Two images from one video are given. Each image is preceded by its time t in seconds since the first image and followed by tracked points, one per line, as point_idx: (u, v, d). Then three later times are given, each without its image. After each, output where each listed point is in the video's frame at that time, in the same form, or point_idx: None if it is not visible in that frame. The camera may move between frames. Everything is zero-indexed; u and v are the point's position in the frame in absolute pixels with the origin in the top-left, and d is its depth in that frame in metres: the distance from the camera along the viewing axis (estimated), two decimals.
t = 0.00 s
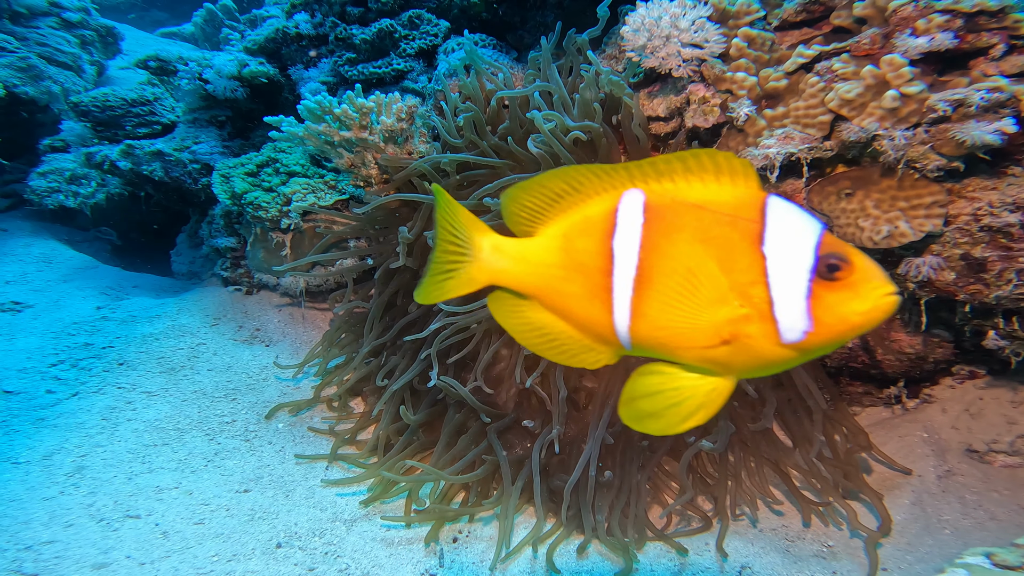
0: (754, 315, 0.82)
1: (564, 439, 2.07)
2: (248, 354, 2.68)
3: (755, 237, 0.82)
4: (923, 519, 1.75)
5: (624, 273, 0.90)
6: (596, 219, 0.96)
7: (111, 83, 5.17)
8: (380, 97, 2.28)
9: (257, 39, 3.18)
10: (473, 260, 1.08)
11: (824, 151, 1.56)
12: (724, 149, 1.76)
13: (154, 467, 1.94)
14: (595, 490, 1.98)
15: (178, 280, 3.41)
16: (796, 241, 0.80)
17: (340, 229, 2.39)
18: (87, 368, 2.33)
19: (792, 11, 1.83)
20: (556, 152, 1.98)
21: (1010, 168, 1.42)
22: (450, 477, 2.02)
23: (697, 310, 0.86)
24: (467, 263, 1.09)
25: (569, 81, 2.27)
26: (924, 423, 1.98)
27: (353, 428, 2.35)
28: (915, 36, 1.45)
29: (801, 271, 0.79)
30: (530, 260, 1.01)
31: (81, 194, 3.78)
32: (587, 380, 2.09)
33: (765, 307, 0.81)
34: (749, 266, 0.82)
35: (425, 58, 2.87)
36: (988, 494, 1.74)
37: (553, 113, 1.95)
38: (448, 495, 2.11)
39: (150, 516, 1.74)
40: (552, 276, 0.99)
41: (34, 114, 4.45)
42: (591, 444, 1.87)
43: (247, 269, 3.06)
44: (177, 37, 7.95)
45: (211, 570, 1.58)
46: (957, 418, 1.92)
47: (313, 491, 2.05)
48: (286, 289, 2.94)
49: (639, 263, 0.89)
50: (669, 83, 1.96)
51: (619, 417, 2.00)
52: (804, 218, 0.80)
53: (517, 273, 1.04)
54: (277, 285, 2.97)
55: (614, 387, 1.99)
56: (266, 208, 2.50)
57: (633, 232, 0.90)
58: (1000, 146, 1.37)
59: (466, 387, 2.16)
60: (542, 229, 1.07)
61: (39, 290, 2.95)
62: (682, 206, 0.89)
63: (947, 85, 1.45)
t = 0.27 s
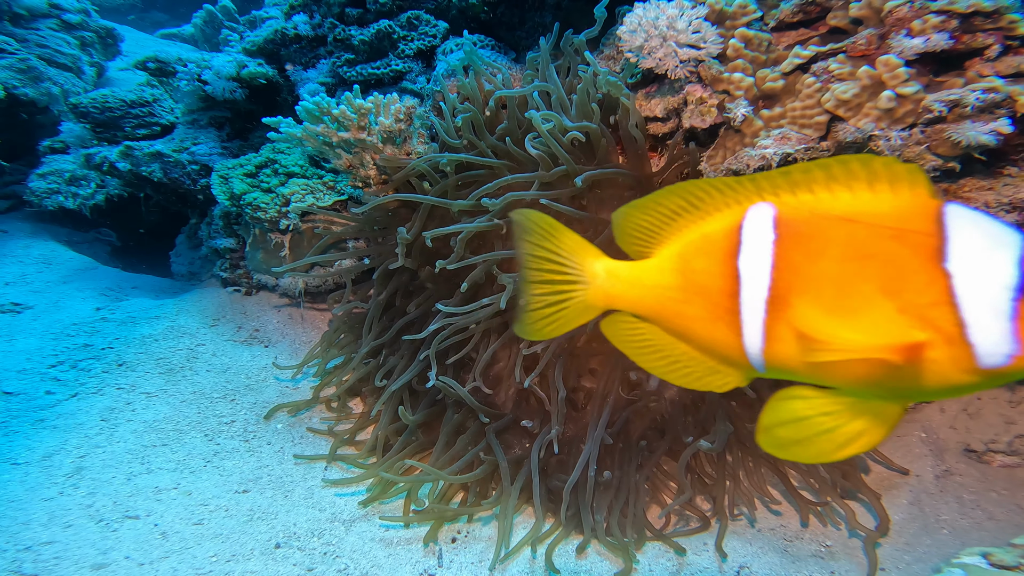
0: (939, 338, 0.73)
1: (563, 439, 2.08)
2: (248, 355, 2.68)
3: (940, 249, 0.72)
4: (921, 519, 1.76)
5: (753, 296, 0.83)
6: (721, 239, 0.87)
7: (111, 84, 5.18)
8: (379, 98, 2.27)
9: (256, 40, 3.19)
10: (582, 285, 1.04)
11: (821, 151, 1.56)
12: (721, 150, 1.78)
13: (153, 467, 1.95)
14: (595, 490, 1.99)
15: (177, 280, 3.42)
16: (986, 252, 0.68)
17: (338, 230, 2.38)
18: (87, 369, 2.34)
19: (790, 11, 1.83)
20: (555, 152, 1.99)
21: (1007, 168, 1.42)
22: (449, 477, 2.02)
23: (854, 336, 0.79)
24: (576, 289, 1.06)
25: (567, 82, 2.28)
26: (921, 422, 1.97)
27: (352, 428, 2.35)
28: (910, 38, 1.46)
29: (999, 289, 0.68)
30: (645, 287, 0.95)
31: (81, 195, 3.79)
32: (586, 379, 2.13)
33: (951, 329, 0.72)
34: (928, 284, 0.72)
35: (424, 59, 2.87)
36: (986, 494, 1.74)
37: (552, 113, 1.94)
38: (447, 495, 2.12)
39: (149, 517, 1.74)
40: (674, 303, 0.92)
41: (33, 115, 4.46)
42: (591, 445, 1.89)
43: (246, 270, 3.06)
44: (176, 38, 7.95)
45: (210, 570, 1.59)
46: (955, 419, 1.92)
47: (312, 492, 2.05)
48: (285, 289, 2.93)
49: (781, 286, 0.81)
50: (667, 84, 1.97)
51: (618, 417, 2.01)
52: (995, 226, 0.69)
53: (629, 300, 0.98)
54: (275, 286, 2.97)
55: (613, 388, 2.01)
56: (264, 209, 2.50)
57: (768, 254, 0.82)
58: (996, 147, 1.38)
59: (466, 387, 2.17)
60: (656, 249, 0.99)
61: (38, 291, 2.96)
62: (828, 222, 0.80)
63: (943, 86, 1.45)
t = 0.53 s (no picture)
0: None
1: (560, 441, 2.07)
2: (242, 358, 2.67)
3: None
4: (917, 521, 1.75)
5: (973, 305, 0.81)
6: (915, 242, 0.84)
7: (106, 86, 5.17)
8: (374, 99, 2.28)
9: (252, 42, 3.20)
10: (711, 297, 1.02)
11: (815, 153, 1.57)
12: (716, 151, 1.75)
13: (145, 471, 1.94)
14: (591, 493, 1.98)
15: (172, 283, 3.40)
16: None
17: (333, 232, 2.37)
18: (79, 372, 2.33)
19: (784, 14, 1.83)
20: (551, 153, 1.98)
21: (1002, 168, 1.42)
22: (445, 479, 2.02)
23: None
24: (703, 300, 1.03)
25: (562, 83, 2.28)
26: (917, 424, 1.97)
27: (348, 431, 2.35)
28: (904, 39, 1.47)
29: None
30: (807, 295, 0.92)
31: (75, 198, 3.77)
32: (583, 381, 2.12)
33: None
34: None
35: (419, 61, 2.86)
36: (983, 496, 1.73)
37: (548, 114, 1.93)
38: (443, 498, 2.11)
39: (140, 521, 1.74)
40: (853, 315, 0.89)
41: (27, 118, 4.45)
42: (587, 447, 1.88)
43: (242, 272, 3.05)
44: (172, 41, 7.95)
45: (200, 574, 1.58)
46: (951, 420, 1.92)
47: (306, 495, 2.05)
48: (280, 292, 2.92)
49: (1004, 292, 0.79)
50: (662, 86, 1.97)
51: (614, 419, 2.00)
52: None
53: (779, 309, 0.96)
54: (271, 288, 2.96)
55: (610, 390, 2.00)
56: (260, 211, 2.49)
57: (987, 257, 0.80)
58: (989, 149, 1.37)
59: (462, 389, 2.16)
60: (813, 255, 0.96)
61: (31, 294, 2.95)
62: None
63: (936, 88, 1.45)
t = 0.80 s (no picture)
0: None
1: (558, 445, 2.07)
2: (240, 361, 2.67)
3: None
4: (915, 525, 1.76)
5: None
6: None
7: (103, 88, 5.16)
8: (372, 103, 2.27)
9: (249, 45, 3.19)
10: (900, 321, 1.17)
11: (813, 157, 1.56)
12: (713, 155, 1.75)
13: (142, 475, 1.94)
14: (590, 496, 1.98)
15: (169, 286, 3.39)
16: None
17: (331, 235, 2.36)
18: (76, 376, 2.33)
19: (781, 18, 1.84)
20: (549, 157, 1.98)
21: (998, 173, 1.44)
22: (444, 483, 2.01)
23: None
24: (894, 326, 1.19)
25: (560, 87, 2.29)
26: (916, 428, 1.99)
27: (346, 434, 2.34)
28: (899, 43, 1.46)
29: None
30: (995, 307, 1.05)
31: (72, 201, 3.77)
32: (581, 385, 2.13)
33: None
34: None
35: (417, 63, 2.84)
36: (980, 499, 1.74)
37: (546, 117, 1.93)
38: (441, 501, 2.11)
39: (138, 525, 1.73)
40: None
41: (24, 120, 4.44)
42: (586, 451, 1.88)
43: (239, 276, 3.05)
44: (170, 42, 7.93)
45: None
46: (948, 423, 1.93)
47: (304, 498, 2.04)
48: (278, 295, 2.93)
49: None
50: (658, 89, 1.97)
51: (613, 423, 2.00)
52: None
53: (973, 322, 1.08)
54: (269, 292, 2.96)
55: (608, 394, 2.00)
56: (257, 215, 2.49)
57: None
58: (984, 153, 1.38)
59: (461, 393, 2.16)
60: None
61: (28, 298, 2.94)
62: None
63: (932, 92, 1.45)
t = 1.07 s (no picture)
0: None
1: (559, 450, 2.08)
2: (242, 366, 2.68)
3: None
4: (914, 529, 1.76)
5: None
6: None
7: (106, 92, 5.19)
8: (372, 109, 2.28)
9: (251, 49, 3.23)
10: None
11: (812, 164, 1.57)
12: (713, 162, 1.75)
13: (147, 480, 1.95)
14: (591, 501, 1.99)
15: (171, 289, 3.40)
16: None
17: (333, 240, 2.38)
18: (81, 381, 2.34)
19: (780, 24, 1.85)
20: (549, 163, 1.99)
21: (995, 181, 1.42)
22: (446, 488, 2.03)
23: None
24: None
25: (559, 92, 2.30)
26: (915, 432, 1.99)
27: (348, 439, 2.36)
28: (898, 50, 1.47)
29: None
30: None
31: (76, 205, 3.76)
32: (581, 390, 2.13)
33: None
34: None
35: (417, 67, 2.85)
36: (980, 503, 1.74)
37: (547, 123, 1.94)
38: (443, 506, 2.12)
39: (143, 530, 1.74)
40: None
41: (27, 124, 4.46)
42: (587, 456, 1.89)
43: (241, 280, 3.07)
44: (173, 44, 7.95)
45: None
46: (948, 428, 1.93)
47: (306, 503, 2.05)
48: (280, 300, 2.93)
49: None
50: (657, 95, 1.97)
51: (613, 428, 2.01)
52: None
53: None
54: (270, 296, 2.97)
55: (609, 399, 2.00)
56: (259, 220, 2.50)
57: None
58: (983, 160, 1.38)
59: (462, 398, 2.17)
60: None
61: (32, 302, 2.97)
62: None
63: (931, 98, 1.46)
